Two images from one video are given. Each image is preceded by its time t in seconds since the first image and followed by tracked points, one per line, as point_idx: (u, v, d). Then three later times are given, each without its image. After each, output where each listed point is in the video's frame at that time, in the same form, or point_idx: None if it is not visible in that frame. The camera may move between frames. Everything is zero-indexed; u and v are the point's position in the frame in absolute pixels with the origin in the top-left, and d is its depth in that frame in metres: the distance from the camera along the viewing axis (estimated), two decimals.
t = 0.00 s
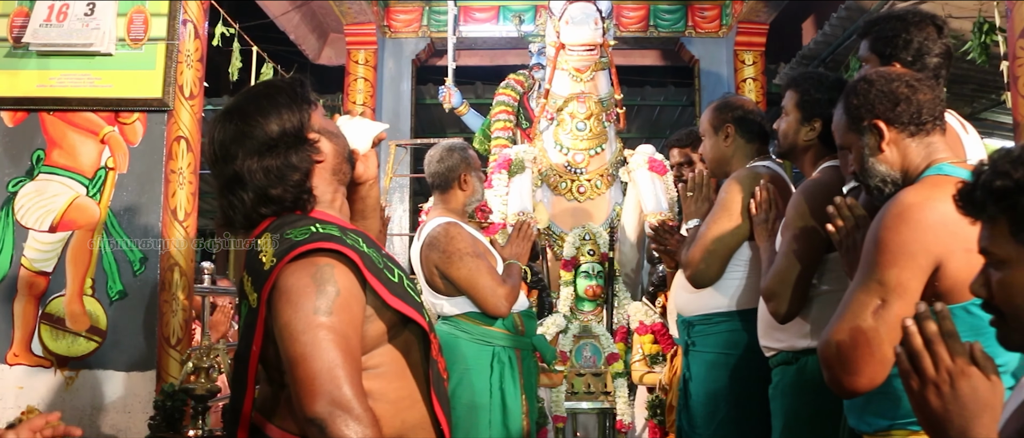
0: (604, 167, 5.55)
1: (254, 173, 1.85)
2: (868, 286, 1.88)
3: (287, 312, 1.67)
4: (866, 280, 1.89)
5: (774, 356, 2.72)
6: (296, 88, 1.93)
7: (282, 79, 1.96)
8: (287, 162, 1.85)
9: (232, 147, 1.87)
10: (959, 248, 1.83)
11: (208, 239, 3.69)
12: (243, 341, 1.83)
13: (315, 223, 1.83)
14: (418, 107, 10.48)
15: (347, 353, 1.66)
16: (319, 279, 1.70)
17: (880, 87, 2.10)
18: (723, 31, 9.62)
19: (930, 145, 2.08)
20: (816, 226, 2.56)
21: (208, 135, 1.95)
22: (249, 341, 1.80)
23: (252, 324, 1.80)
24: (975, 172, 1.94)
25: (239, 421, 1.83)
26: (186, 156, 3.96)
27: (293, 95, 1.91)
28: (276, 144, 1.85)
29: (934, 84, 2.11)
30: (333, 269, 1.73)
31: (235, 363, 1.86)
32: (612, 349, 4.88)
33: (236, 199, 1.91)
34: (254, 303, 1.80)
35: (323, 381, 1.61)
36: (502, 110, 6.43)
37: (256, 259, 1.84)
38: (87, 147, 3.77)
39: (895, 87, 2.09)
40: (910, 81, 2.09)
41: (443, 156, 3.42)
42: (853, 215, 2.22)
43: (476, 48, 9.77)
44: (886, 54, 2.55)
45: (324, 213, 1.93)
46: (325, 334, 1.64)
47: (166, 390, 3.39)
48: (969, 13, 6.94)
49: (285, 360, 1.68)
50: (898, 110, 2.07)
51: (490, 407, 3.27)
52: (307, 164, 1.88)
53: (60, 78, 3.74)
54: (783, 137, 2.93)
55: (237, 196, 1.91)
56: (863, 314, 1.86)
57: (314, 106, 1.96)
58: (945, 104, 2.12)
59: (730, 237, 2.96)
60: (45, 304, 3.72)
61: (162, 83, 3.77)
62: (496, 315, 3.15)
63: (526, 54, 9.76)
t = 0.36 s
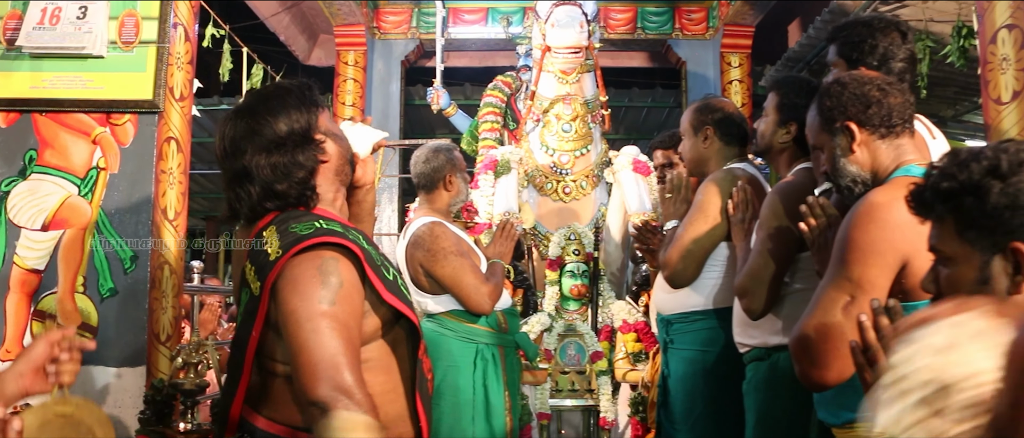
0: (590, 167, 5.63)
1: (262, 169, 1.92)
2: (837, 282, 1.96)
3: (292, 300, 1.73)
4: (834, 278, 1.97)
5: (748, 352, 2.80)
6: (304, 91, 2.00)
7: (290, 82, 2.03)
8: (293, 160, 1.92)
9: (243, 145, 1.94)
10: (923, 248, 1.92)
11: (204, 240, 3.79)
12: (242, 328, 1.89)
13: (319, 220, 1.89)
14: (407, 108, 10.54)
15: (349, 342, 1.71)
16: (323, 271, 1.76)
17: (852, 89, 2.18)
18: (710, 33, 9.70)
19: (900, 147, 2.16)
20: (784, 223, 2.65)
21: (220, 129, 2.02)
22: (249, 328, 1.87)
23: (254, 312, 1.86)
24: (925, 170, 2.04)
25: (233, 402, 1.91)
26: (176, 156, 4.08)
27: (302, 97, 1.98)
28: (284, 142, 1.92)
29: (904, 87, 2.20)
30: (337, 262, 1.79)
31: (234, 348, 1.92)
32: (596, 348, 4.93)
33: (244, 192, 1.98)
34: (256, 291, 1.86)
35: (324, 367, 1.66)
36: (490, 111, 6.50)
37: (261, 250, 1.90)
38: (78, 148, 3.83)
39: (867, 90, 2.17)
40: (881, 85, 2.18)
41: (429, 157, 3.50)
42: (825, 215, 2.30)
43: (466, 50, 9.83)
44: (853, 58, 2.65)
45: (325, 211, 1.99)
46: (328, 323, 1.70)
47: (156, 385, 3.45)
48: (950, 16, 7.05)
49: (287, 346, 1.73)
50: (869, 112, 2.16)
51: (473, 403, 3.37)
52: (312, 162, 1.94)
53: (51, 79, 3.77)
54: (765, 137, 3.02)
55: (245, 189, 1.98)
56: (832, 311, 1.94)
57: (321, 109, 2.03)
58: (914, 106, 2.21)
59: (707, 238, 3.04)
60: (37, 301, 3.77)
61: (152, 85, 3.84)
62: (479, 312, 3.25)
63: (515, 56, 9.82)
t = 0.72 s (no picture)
0: (559, 169, 5.73)
1: (284, 144, 2.10)
2: (784, 282, 2.05)
3: (265, 293, 1.89)
4: (783, 277, 2.07)
5: (703, 349, 2.92)
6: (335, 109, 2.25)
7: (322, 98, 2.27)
8: (311, 149, 2.12)
9: (274, 117, 2.12)
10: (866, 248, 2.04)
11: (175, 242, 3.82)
12: (206, 313, 2.03)
13: (291, 218, 2.04)
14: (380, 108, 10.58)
15: (313, 338, 1.89)
16: (294, 267, 1.93)
17: (811, 96, 2.31)
18: (680, 37, 9.82)
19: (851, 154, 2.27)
20: (742, 224, 2.75)
21: (249, 99, 2.19)
22: (213, 313, 2.01)
23: (220, 299, 2.00)
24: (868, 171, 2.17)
25: (189, 384, 2.04)
26: (149, 158, 4.11)
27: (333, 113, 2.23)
28: (312, 132, 2.13)
29: (859, 95, 2.32)
30: (308, 260, 1.96)
31: (196, 334, 2.05)
32: (563, 346, 5.04)
33: (251, 159, 2.13)
34: (223, 277, 2.00)
35: (292, 361, 1.84)
36: (462, 113, 6.58)
37: (229, 239, 2.04)
38: (52, 149, 3.86)
39: (824, 98, 2.29)
40: (838, 93, 2.30)
41: (398, 159, 3.57)
42: (782, 215, 2.41)
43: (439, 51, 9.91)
44: (805, 67, 2.76)
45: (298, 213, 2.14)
46: (298, 318, 1.88)
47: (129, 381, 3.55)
48: (911, 24, 7.22)
49: (254, 336, 1.90)
50: (825, 118, 2.27)
51: (440, 400, 3.45)
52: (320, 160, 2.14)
53: (26, 81, 3.80)
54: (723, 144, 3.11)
55: (251, 157, 2.13)
56: (781, 310, 2.05)
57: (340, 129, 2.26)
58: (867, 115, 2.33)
59: (671, 242, 3.12)
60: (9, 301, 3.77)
61: (125, 88, 3.88)
62: (446, 311, 3.36)
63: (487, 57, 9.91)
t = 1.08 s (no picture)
0: (528, 170, 5.80)
1: (224, 148, 2.13)
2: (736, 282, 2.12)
3: (207, 296, 1.94)
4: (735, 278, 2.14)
5: (664, 347, 3.00)
6: (276, 108, 2.28)
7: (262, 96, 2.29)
8: (254, 151, 2.16)
9: (213, 121, 2.15)
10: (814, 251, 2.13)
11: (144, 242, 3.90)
12: (155, 316, 2.10)
13: (235, 220, 2.09)
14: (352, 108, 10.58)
15: (254, 337, 1.94)
16: (236, 269, 1.98)
17: (781, 102, 2.37)
18: (650, 39, 9.90)
19: (807, 160, 2.36)
20: (707, 221, 2.80)
21: (191, 103, 2.22)
22: (161, 316, 2.07)
23: (168, 302, 2.06)
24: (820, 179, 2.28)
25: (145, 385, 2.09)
26: (119, 156, 4.21)
27: (273, 111, 2.25)
28: (252, 133, 2.16)
29: (827, 106, 2.40)
30: (250, 263, 2.01)
31: (149, 337, 2.11)
32: (532, 345, 5.08)
33: (192, 165, 2.16)
34: (170, 280, 2.07)
35: (234, 361, 1.89)
36: (433, 113, 6.62)
37: (176, 244, 2.09)
38: (21, 147, 3.87)
39: (794, 107, 2.36)
40: (808, 103, 2.36)
41: (367, 160, 3.63)
42: (746, 212, 2.44)
43: (411, 51, 9.93)
44: (763, 74, 2.84)
45: (245, 213, 2.19)
46: (239, 319, 1.93)
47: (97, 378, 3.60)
48: (875, 29, 7.34)
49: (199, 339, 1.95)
50: (792, 126, 2.35)
51: (408, 397, 3.50)
52: (262, 158, 2.17)
53: None
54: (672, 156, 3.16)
55: (194, 160, 2.16)
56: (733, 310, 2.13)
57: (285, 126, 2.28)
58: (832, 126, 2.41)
59: (637, 239, 3.21)
60: None
61: (96, 87, 3.91)
62: (415, 309, 3.41)
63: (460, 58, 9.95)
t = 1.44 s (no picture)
0: (494, 169, 5.88)
1: (170, 147, 2.17)
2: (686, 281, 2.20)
3: (152, 293, 1.98)
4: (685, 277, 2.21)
5: (622, 344, 3.08)
6: (222, 103, 2.30)
7: (208, 92, 2.32)
8: (201, 149, 2.19)
9: (158, 121, 2.18)
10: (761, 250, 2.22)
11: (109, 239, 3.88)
12: (105, 313, 2.13)
13: (184, 218, 2.13)
14: (321, 106, 10.57)
15: (200, 334, 1.98)
16: (182, 267, 2.02)
17: (747, 105, 2.46)
18: (617, 40, 9.97)
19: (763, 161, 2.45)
20: (665, 221, 2.88)
21: (137, 103, 2.25)
22: (110, 314, 2.11)
23: (119, 298, 2.09)
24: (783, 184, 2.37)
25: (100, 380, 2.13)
26: (84, 154, 4.14)
27: (218, 107, 2.28)
28: (197, 130, 2.19)
29: (790, 115, 2.49)
30: (195, 260, 2.05)
31: (103, 333, 2.14)
32: (496, 342, 5.14)
33: (138, 166, 2.20)
34: (119, 278, 2.11)
35: (180, 358, 1.94)
36: (400, 112, 6.66)
37: (125, 242, 2.13)
38: None
39: (757, 113, 2.44)
40: (772, 110, 2.45)
41: (331, 158, 3.66)
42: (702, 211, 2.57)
43: (380, 50, 9.94)
44: (720, 77, 2.93)
45: (195, 211, 2.22)
46: (183, 315, 1.97)
47: (60, 374, 3.60)
48: (836, 33, 7.47)
49: (145, 335, 1.99)
50: (754, 130, 2.44)
51: (372, 393, 3.56)
52: (209, 155, 2.21)
53: None
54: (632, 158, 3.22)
55: (142, 161, 2.19)
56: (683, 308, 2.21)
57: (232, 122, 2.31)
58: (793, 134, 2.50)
59: (594, 239, 3.26)
60: None
61: (61, 84, 3.87)
62: (379, 307, 3.47)
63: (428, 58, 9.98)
